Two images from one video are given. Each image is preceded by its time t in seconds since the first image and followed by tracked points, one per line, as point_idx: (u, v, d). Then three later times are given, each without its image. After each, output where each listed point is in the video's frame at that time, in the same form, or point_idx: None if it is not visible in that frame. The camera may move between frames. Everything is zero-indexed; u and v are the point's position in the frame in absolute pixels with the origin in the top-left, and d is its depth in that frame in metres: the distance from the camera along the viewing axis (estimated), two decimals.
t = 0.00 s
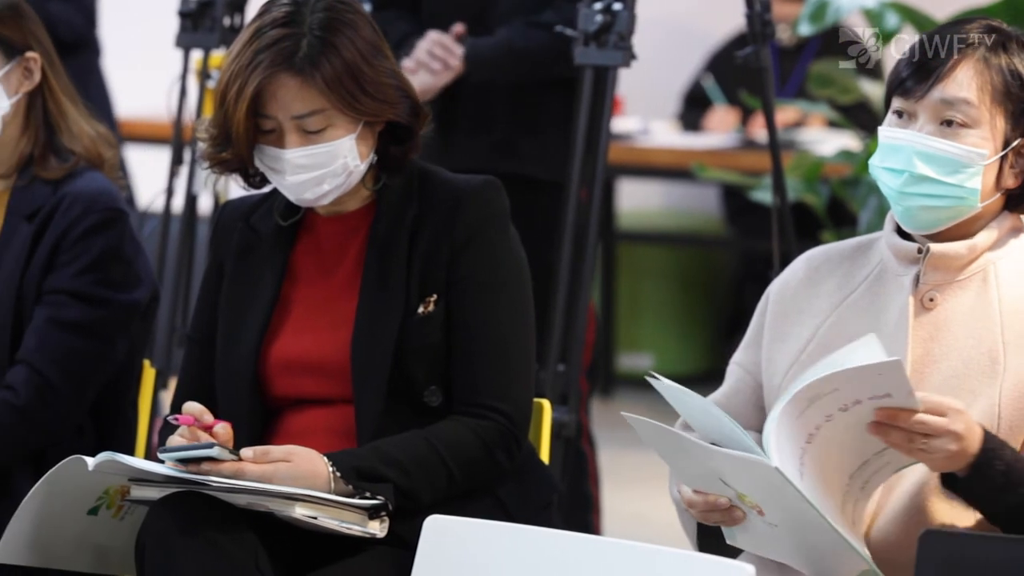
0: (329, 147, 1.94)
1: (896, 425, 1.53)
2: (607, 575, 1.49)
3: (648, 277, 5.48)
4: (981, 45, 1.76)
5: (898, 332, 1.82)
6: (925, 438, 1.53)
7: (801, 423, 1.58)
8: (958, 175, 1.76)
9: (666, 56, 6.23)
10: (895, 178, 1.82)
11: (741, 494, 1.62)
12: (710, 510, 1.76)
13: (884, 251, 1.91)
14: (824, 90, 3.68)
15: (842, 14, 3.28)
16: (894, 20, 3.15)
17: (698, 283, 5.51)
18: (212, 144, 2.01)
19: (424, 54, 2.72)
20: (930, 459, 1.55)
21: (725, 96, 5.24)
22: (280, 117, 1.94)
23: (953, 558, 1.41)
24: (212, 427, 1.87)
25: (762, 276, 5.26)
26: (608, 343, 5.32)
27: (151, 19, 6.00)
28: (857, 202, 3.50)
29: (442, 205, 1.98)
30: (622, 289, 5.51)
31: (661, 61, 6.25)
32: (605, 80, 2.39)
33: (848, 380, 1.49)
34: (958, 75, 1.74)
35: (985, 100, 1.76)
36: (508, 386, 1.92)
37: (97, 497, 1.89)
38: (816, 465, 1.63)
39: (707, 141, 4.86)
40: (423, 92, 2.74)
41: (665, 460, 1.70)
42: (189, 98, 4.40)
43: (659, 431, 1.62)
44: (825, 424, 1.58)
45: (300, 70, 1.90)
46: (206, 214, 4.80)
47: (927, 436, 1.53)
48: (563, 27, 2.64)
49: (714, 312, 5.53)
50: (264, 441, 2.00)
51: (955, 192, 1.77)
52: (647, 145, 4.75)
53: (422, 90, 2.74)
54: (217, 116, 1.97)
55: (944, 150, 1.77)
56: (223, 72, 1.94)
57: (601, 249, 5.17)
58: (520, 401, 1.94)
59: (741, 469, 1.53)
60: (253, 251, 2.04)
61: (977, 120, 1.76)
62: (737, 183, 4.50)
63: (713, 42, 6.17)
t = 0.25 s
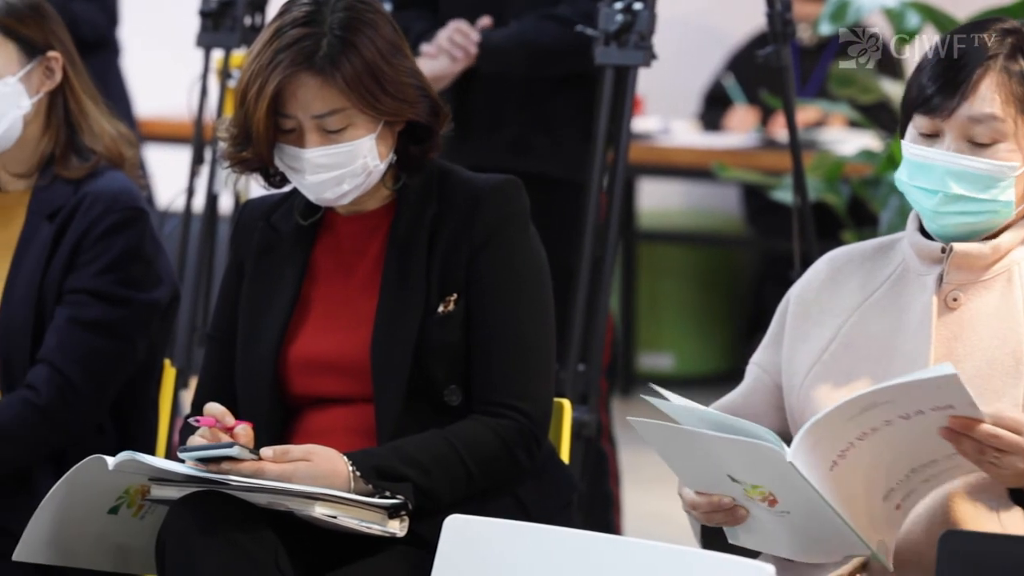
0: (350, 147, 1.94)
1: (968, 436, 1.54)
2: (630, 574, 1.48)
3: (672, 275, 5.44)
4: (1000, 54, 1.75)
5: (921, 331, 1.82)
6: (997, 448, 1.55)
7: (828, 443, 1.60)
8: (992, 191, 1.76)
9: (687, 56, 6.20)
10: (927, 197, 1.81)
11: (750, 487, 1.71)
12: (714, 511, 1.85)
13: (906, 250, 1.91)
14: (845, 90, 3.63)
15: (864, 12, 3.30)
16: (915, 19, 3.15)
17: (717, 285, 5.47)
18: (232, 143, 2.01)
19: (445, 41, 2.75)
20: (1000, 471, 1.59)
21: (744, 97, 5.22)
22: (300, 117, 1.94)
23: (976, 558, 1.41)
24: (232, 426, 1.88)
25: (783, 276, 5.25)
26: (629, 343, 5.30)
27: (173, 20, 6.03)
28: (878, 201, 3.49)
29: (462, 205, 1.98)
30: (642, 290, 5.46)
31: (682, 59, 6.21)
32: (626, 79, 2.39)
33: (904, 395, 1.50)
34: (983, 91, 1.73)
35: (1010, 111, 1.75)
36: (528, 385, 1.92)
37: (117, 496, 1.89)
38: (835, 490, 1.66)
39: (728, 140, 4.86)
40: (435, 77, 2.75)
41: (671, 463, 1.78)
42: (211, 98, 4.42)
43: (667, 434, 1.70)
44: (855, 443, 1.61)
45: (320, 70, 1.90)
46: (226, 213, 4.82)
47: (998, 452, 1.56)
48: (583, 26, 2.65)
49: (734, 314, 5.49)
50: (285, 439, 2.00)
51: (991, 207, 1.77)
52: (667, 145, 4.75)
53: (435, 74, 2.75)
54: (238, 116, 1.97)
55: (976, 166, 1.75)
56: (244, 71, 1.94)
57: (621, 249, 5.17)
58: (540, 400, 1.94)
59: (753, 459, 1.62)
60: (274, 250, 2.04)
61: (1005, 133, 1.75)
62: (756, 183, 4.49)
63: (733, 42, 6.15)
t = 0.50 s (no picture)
0: (361, 146, 1.94)
1: (1002, 454, 1.62)
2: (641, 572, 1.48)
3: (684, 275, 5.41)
4: (1005, 58, 1.77)
5: (933, 331, 1.82)
6: None
7: (851, 448, 1.68)
8: (1011, 195, 1.77)
9: (699, 57, 6.20)
10: (946, 207, 1.81)
11: (765, 486, 1.78)
12: (725, 515, 1.90)
13: (919, 250, 1.91)
14: (858, 90, 3.57)
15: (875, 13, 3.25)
16: (928, 19, 3.13)
17: (727, 282, 5.45)
18: (243, 143, 2.01)
19: (450, 38, 2.75)
20: None
21: (756, 98, 5.22)
22: (311, 116, 1.94)
23: (985, 557, 1.41)
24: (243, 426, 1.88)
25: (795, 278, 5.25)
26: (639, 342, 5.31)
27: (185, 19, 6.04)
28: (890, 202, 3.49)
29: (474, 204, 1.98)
30: (652, 289, 5.42)
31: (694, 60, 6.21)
32: (638, 78, 2.40)
33: (941, 408, 1.58)
34: (993, 96, 1.75)
35: (1021, 114, 1.75)
36: (539, 385, 1.92)
37: (128, 496, 1.88)
38: (850, 491, 1.73)
39: (741, 139, 4.85)
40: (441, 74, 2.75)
41: (685, 468, 1.85)
42: (223, 96, 4.43)
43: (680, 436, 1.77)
44: (878, 451, 1.68)
45: (331, 69, 1.90)
46: (238, 212, 4.83)
47: None
48: (595, 26, 2.65)
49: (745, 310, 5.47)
50: (295, 439, 2.00)
51: (1011, 211, 1.78)
52: (680, 145, 4.75)
53: (444, 71, 2.76)
54: (249, 115, 1.97)
55: (993, 172, 1.76)
56: (255, 71, 1.94)
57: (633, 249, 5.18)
58: (550, 399, 1.93)
59: (766, 453, 1.70)
60: (286, 249, 2.05)
61: (1019, 137, 1.76)
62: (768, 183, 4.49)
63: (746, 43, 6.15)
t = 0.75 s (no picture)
0: (371, 146, 1.94)
1: (1015, 457, 1.63)
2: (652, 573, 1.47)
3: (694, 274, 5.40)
4: (1009, 60, 1.77)
5: (942, 330, 1.83)
6: None
7: (863, 445, 1.68)
8: (1018, 196, 1.77)
9: (708, 55, 6.19)
10: (955, 211, 1.80)
11: (775, 481, 1.80)
12: (733, 510, 1.90)
13: (928, 250, 1.91)
14: (868, 90, 3.52)
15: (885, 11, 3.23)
16: (937, 18, 3.11)
17: (735, 279, 5.45)
18: (253, 143, 2.01)
19: (461, 59, 2.69)
20: None
21: (766, 96, 5.21)
22: (321, 116, 1.94)
23: (995, 557, 1.41)
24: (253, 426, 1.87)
25: (803, 276, 5.24)
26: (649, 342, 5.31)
27: (194, 17, 6.05)
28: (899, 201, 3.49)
29: (484, 204, 1.98)
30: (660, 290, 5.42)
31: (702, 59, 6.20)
32: (648, 77, 2.40)
33: (954, 407, 1.59)
34: (997, 100, 1.75)
35: None
36: (548, 384, 1.92)
37: (138, 494, 1.89)
38: (861, 488, 1.73)
39: (749, 139, 4.84)
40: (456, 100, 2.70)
41: (696, 461, 1.86)
42: (233, 96, 4.43)
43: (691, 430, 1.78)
44: (890, 449, 1.69)
45: (341, 69, 1.90)
46: (247, 211, 4.83)
47: None
48: (603, 26, 2.65)
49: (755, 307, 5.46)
50: (305, 438, 2.00)
51: (1018, 212, 1.78)
52: (689, 144, 4.74)
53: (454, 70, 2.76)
54: (258, 114, 1.97)
55: (1000, 175, 1.76)
56: (264, 70, 1.94)
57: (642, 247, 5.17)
58: (559, 398, 1.93)
59: (776, 449, 1.71)
60: (296, 248, 2.05)
61: None
62: (778, 181, 4.48)
63: (754, 41, 6.15)
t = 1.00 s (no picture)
0: (384, 145, 1.94)
1: None
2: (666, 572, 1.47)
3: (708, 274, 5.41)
4: (1020, 59, 1.75)
5: (955, 331, 1.82)
6: None
7: (878, 437, 1.70)
8: None
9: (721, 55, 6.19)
10: (967, 212, 1.80)
11: (787, 475, 1.81)
12: (747, 504, 1.92)
13: (942, 249, 1.91)
14: (881, 89, 3.54)
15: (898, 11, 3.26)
16: (950, 18, 3.13)
17: (749, 276, 5.45)
18: (267, 141, 2.02)
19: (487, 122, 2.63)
20: None
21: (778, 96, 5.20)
22: (334, 115, 1.94)
23: (1009, 556, 1.41)
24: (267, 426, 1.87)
25: (815, 276, 5.24)
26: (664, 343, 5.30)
27: (204, 16, 6.05)
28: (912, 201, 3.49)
29: (496, 204, 1.98)
30: (674, 290, 5.43)
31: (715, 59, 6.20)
32: (661, 77, 2.40)
33: (969, 401, 1.60)
34: (1008, 100, 1.74)
35: None
36: (561, 384, 1.92)
37: (151, 494, 1.89)
38: (873, 482, 1.74)
39: (763, 139, 4.84)
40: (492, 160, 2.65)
41: (710, 452, 1.87)
42: (245, 96, 4.43)
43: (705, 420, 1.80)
44: (904, 443, 1.70)
45: (354, 68, 1.90)
46: (259, 210, 4.83)
47: None
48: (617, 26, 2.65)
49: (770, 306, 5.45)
50: (318, 437, 2.01)
51: None
52: (703, 144, 4.74)
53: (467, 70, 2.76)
54: (272, 113, 1.97)
55: (1012, 175, 1.76)
56: (278, 69, 1.94)
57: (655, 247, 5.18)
58: (571, 398, 1.93)
59: (787, 440, 1.72)
60: (309, 247, 2.05)
61: None
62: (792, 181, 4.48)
63: (768, 41, 6.15)
